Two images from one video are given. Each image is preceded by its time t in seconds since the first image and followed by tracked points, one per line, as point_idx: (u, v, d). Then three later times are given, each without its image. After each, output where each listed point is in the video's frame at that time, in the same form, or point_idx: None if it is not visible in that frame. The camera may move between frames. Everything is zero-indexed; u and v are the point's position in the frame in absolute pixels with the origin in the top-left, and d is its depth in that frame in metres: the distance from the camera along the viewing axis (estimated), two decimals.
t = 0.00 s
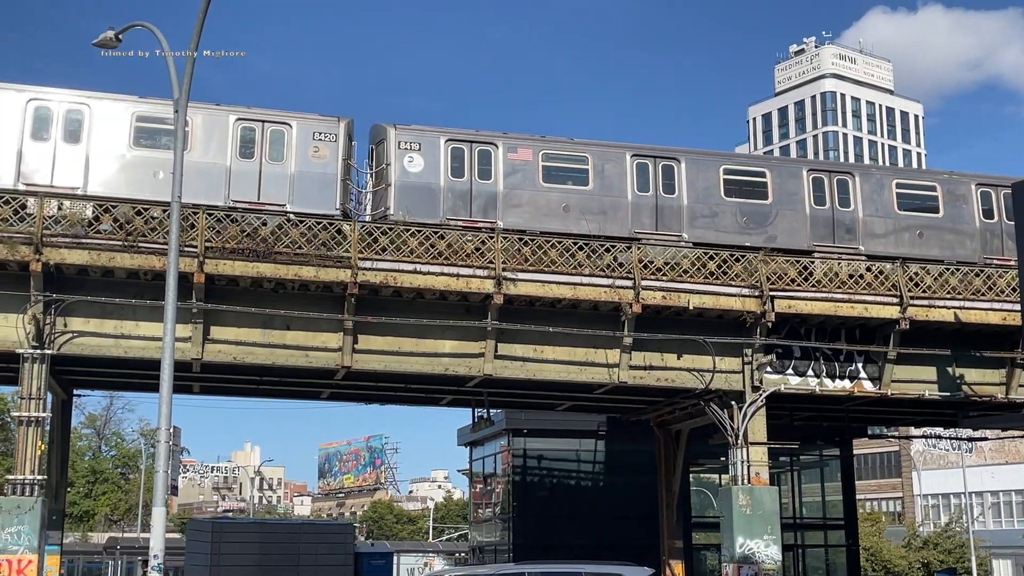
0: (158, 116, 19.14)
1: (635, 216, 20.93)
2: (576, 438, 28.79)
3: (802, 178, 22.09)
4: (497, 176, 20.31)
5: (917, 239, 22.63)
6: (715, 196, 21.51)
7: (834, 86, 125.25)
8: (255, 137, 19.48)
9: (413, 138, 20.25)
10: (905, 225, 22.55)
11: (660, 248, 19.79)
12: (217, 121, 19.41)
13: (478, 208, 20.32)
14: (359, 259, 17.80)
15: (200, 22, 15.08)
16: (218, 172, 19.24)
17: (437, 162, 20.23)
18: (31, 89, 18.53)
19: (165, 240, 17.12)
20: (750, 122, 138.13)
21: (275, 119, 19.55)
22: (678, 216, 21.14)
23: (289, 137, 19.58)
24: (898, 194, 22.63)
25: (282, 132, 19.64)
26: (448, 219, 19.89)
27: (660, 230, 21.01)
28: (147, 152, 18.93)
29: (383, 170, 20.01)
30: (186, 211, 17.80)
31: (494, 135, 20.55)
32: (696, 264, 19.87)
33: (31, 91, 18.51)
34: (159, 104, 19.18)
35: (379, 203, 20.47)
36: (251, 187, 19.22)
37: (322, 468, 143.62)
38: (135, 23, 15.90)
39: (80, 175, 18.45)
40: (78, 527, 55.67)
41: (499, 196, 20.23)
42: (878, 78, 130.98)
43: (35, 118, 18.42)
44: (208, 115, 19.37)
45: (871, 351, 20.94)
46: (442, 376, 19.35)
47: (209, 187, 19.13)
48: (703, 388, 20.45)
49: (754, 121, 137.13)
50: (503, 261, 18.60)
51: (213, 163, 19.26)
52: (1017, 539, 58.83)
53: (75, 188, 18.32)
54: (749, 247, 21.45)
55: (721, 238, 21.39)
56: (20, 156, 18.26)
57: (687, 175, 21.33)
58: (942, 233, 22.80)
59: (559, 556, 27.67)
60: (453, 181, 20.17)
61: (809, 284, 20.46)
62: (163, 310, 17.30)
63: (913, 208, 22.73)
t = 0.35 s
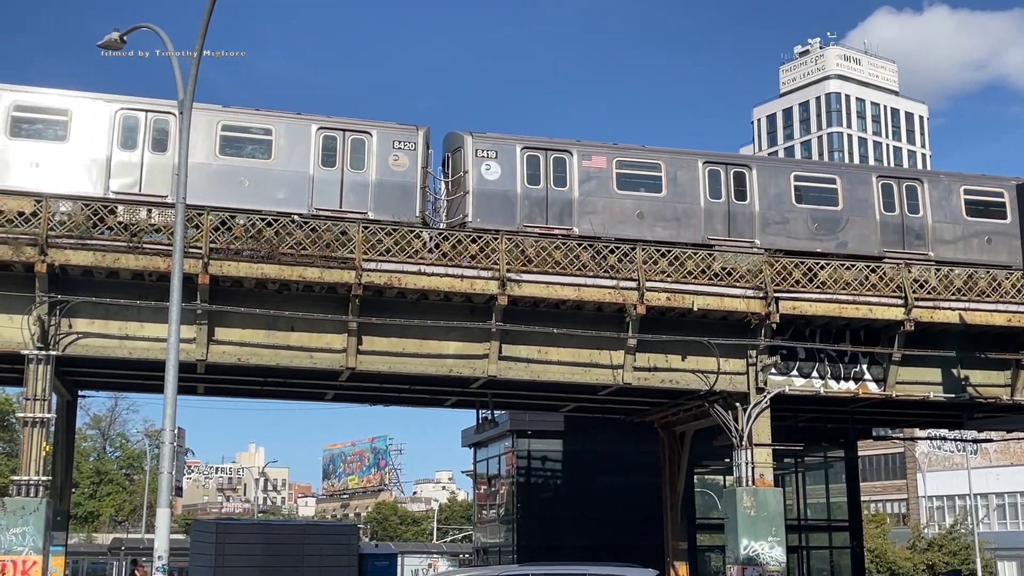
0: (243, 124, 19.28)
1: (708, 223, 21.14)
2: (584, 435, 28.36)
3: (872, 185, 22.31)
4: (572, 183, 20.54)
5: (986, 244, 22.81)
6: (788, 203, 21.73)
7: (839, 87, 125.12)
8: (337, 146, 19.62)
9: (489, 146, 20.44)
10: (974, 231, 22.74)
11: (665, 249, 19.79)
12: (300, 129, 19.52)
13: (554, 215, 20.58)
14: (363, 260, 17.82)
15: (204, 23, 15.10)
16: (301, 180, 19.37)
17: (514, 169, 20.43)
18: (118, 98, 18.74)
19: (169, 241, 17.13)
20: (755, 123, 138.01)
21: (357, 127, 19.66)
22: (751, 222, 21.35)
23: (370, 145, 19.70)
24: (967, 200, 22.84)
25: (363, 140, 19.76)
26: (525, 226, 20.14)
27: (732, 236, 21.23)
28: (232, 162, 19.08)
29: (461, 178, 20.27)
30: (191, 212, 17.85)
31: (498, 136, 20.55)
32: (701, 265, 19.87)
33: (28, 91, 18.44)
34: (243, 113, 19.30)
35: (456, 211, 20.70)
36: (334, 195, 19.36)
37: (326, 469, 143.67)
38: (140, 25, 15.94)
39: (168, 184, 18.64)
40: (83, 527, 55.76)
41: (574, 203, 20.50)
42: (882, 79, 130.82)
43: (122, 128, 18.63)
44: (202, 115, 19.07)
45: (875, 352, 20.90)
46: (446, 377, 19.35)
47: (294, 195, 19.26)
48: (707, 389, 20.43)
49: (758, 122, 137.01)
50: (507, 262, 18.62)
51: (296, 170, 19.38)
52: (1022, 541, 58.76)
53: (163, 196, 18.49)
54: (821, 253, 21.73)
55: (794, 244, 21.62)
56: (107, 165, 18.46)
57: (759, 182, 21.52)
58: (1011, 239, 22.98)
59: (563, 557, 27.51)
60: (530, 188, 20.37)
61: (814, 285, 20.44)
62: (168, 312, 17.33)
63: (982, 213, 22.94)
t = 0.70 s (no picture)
0: (322, 134, 20.05)
1: (776, 230, 22.11)
2: (579, 436, 27.38)
3: (937, 193, 23.30)
4: (642, 192, 21.40)
5: None
6: (854, 211, 22.70)
7: (841, 90, 125.10)
8: (412, 154, 20.34)
9: (562, 155, 21.36)
10: None
11: (667, 251, 19.76)
12: (377, 139, 20.27)
13: (625, 222, 21.41)
14: (364, 261, 17.85)
15: (207, 24, 15.11)
16: (378, 188, 20.09)
17: (585, 177, 21.31)
18: (203, 109, 19.61)
19: (172, 242, 17.19)
20: (757, 125, 138.03)
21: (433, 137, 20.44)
22: (818, 229, 22.31)
23: (445, 154, 20.48)
24: None
25: (438, 150, 20.52)
26: (597, 234, 20.99)
27: (801, 243, 22.17)
28: (311, 170, 19.86)
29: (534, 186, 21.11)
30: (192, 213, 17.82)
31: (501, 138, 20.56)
32: (703, 268, 19.84)
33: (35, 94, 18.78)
34: (322, 123, 20.10)
35: (529, 218, 21.53)
36: (410, 203, 20.03)
37: (327, 471, 143.76)
38: (143, 26, 15.95)
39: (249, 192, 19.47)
40: (84, 528, 55.76)
41: (644, 210, 21.33)
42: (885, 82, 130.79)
43: (206, 137, 19.44)
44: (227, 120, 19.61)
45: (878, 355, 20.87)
46: (448, 379, 19.35)
47: (371, 203, 19.99)
48: (709, 392, 20.43)
49: (760, 124, 137.02)
50: (508, 264, 18.62)
51: (373, 178, 20.11)
52: None
53: (246, 204, 19.30)
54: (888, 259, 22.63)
55: (860, 251, 22.56)
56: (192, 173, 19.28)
57: (826, 191, 22.51)
58: None
59: (563, 558, 26.56)
60: (601, 197, 21.25)
61: (816, 288, 20.40)
62: (170, 314, 17.33)
63: None
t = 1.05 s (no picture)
0: (394, 143, 20.09)
1: (839, 238, 22.22)
2: (580, 438, 27.36)
3: (996, 203, 23.42)
4: (708, 201, 21.54)
5: None
6: (915, 221, 22.77)
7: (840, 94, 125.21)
8: (483, 164, 20.55)
9: (628, 164, 21.37)
10: None
11: (665, 254, 19.74)
12: (447, 149, 20.46)
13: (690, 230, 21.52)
14: (363, 264, 17.84)
15: (206, 25, 15.13)
16: (450, 198, 20.27)
17: (651, 188, 21.32)
18: (277, 119, 19.68)
19: (169, 244, 17.14)
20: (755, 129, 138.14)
21: (502, 147, 20.64)
22: (879, 238, 22.38)
23: (514, 164, 20.67)
24: None
25: (507, 159, 20.71)
26: (664, 242, 21.05)
27: (863, 252, 22.27)
28: (385, 179, 19.87)
29: (601, 196, 21.11)
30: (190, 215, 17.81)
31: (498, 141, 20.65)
32: (701, 271, 19.86)
33: (32, 95, 18.53)
34: (395, 132, 20.14)
35: (592, 229, 21.66)
36: (480, 212, 20.29)
37: (325, 473, 143.63)
38: (142, 28, 15.96)
39: (323, 201, 19.46)
40: (81, 530, 55.72)
41: (709, 219, 21.48)
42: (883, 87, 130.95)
43: (282, 147, 19.55)
44: (218, 120, 19.41)
45: (875, 360, 20.89)
46: (445, 381, 19.34)
47: (442, 212, 20.14)
48: (706, 396, 20.45)
49: (759, 128, 137.13)
50: (507, 267, 18.65)
51: (444, 188, 20.29)
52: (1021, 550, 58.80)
53: (321, 213, 19.29)
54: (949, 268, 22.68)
55: (921, 259, 22.60)
56: (268, 182, 19.40)
57: (887, 200, 22.59)
58: None
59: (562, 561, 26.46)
60: (668, 206, 21.33)
61: (814, 292, 20.40)
62: (167, 316, 17.33)
63: None
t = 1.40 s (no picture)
0: (460, 154, 20.47)
1: (895, 249, 22.69)
2: (575, 442, 27.31)
3: None
4: (767, 212, 22.04)
5: None
6: (970, 232, 23.25)
7: (835, 100, 125.43)
8: (546, 174, 20.92)
9: (688, 174, 21.81)
10: None
11: (658, 259, 19.76)
12: (510, 159, 20.81)
13: (748, 241, 22.04)
14: (357, 266, 17.86)
15: (201, 27, 15.15)
16: (514, 207, 20.64)
17: (710, 199, 21.78)
18: (345, 129, 19.97)
19: (163, 245, 17.18)
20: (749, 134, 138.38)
21: (565, 158, 20.99)
22: (934, 249, 22.85)
23: (576, 175, 20.99)
24: None
25: (569, 170, 21.06)
26: (723, 253, 21.53)
27: (918, 263, 22.73)
28: (451, 189, 20.28)
29: (661, 206, 21.53)
30: (184, 216, 17.81)
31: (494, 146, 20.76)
32: (695, 276, 19.90)
33: (28, 98, 18.78)
34: (461, 143, 20.51)
35: (652, 239, 21.91)
36: (543, 222, 20.67)
37: (316, 476, 143.43)
38: (137, 30, 16.00)
39: (390, 209, 19.83)
40: (72, 531, 55.58)
41: (768, 229, 21.99)
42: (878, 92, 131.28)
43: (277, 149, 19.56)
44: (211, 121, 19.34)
45: (868, 365, 20.95)
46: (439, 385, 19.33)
47: (508, 221, 20.53)
48: (699, 400, 20.47)
49: (753, 133, 137.33)
50: (501, 270, 18.66)
51: (509, 198, 20.65)
52: (1012, 556, 58.89)
53: (388, 222, 19.66)
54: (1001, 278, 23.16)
55: (975, 270, 23.06)
56: (336, 192, 19.65)
57: (941, 212, 23.08)
58: None
59: (554, 565, 26.45)
60: (727, 216, 21.80)
61: (807, 297, 20.44)
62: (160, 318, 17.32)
63: None
